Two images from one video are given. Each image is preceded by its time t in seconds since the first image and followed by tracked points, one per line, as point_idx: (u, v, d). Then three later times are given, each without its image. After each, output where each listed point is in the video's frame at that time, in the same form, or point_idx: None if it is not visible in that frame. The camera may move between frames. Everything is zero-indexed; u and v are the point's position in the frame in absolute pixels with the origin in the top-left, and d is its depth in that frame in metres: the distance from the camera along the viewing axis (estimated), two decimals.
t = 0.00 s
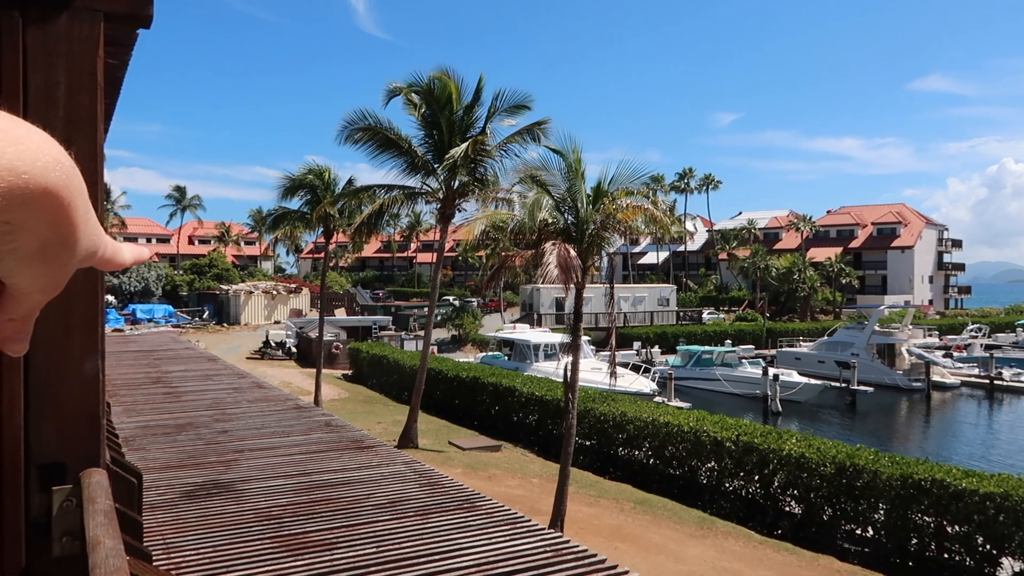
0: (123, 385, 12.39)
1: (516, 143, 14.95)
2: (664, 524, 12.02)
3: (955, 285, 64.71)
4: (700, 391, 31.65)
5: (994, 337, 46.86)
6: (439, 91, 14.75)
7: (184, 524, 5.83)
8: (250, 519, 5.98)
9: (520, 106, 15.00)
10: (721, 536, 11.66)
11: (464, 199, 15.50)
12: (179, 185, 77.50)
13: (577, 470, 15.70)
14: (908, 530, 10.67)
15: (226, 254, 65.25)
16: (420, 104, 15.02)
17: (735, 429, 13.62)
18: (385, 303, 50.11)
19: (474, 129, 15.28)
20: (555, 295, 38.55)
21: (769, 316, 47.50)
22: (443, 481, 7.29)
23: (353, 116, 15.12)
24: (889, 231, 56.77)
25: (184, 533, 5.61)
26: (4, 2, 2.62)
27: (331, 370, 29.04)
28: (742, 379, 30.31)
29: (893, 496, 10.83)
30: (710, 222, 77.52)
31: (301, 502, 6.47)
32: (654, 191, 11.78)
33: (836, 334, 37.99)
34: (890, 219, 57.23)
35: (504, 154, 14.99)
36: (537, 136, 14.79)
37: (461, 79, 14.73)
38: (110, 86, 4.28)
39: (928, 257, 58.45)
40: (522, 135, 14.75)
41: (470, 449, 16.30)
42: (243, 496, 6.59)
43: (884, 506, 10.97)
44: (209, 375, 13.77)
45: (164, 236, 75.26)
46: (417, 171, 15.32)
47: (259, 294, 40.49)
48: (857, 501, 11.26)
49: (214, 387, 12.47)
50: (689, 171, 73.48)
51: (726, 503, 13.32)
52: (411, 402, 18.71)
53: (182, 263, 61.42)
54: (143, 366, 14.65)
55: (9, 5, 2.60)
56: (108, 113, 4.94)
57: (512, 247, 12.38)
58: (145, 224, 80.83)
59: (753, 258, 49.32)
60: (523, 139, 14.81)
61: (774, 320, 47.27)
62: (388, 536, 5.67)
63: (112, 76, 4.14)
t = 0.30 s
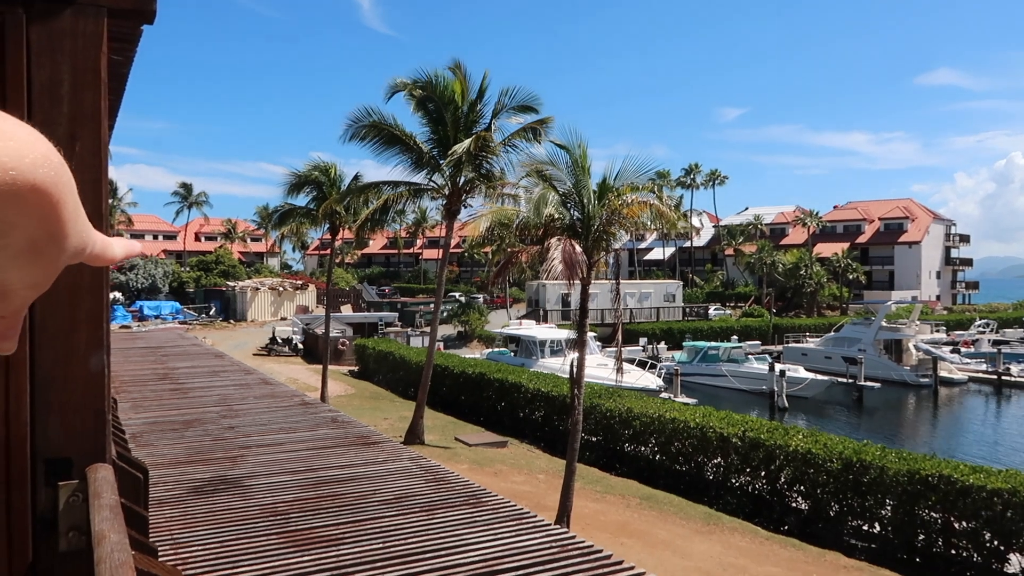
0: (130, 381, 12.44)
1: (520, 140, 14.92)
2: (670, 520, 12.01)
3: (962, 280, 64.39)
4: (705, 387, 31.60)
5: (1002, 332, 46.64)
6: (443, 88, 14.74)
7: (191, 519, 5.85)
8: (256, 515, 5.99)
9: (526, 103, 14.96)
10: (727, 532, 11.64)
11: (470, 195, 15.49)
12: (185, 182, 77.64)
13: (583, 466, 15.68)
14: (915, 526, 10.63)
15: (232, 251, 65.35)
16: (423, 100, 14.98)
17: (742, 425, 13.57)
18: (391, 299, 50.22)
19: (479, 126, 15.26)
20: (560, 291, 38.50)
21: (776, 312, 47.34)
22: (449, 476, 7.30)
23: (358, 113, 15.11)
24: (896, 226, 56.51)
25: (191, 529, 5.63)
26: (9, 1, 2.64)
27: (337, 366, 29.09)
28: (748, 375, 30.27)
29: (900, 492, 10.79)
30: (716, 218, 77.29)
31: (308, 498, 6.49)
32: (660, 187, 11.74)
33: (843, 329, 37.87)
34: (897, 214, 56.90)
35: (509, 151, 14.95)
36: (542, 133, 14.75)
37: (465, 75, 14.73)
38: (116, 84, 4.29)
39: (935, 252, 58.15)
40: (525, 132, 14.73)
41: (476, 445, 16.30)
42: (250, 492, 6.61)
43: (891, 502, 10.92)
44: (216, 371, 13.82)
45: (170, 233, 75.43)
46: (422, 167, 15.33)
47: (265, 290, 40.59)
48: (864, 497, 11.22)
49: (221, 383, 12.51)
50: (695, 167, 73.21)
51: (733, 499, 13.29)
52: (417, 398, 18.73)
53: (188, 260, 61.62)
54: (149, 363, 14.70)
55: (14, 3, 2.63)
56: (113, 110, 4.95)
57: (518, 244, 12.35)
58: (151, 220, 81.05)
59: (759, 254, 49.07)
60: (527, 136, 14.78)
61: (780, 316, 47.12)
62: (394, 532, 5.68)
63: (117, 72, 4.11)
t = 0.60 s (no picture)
0: (137, 375, 12.50)
1: (526, 136, 14.90)
2: (675, 515, 12.01)
3: (970, 276, 64.02)
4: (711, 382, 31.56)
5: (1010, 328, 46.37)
6: (448, 83, 14.78)
7: (198, 512, 5.89)
8: (263, 508, 6.03)
9: (533, 100, 14.95)
10: (732, 528, 11.64)
11: (476, 190, 15.49)
12: (192, 177, 77.79)
13: (589, 461, 15.70)
14: (921, 522, 10.60)
15: (239, 246, 65.54)
16: (429, 95, 14.96)
17: (748, 421, 13.55)
18: (397, 294, 50.26)
19: (485, 121, 15.24)
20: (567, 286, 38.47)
21: (782, 307, 47.17)
22: (454, 471, 7.31)
23: (364, 109, 15.13)
24: (904, 222, 56.18)
25: (197, 521, 5.67)
26: None
27: (344, 360, 29.16)
28: (754, 370, 30.21)
29: (906, 488, 10.76)
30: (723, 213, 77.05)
31: (314, 492, 6.52)
32: (666, 181, 11.70)
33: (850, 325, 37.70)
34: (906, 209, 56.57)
35: (515, 147, 14.93)
36: (548, 128, 14.73)
37: (470, 70, 14.73)
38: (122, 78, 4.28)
39: (943, 248, 57.82)
40: (530, 127, 14.69)
41: (482, 440, 16.34)
42: (256, 485, 6.64)
43: (897, 498, 10.90)
44: (223, 365, 13.88)
45: (177, 228, 75.65)
46: (429, 162, 15.33)
47: (272, 285, 40.72)
48: (870, 492, 11.20)
49: (228, 377, 12.56)
50: (702, 162, 72.90)
51: (738, 494, 13.28)
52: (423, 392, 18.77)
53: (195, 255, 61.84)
54: (156, 356, 14.76)
55: None
56: (120, 105, 4.95)
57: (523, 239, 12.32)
58: (159, 214, 81.24)
59: (766, 249, 48.87)
60: (532, 132, 14.74)
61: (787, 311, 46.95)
62: (399, 525, 5.70)
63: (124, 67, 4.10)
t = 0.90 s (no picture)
0: (141, 374, 12.53)
1: (529, 135, 14.88)
2: (679, 516, 11.99)
3: (974, 277, 63.87)
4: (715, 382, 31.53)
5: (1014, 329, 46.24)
6: (452, 82, 14.78)
7: (202, 511, 5.90)
8: (267, 507, 6.03)
9: (536, 100, 14.95)
10: (735, 528, 11.62)
11: (479, 189, 15.47)
12: (196, 176, 78.02)
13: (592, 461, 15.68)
14: (925, 523, 10.57)
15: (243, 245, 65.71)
16: (433, 95, 14.97)
17: (751, 421, 13.54)
18: (400, 293, 50.38)
19: (489, 121, 15.23)
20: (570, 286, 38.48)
21: (786, 308, 47.08)
22: (458, 471, 7.30)
23: (367, 109, 15.14)
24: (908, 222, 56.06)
25: (201, 520, 5.68)
26: None
27: (347, 360, 29.23)
28: (757, 371, 30.19)
29: (910, 489, 10.73)
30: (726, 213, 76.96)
31: (317, 491, 6.52)
32: (669, 181, 11.68)
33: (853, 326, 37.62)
34: (910, 210, 56.44)
35: (518, 146, 14.92)
36: (551, 127, 14.71)
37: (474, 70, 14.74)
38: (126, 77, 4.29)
39: (947, 248, 57.70)
40: (533, 126, 14.65)
41: (485, 440, 16.34)
42: (259, 484, 6.66)
43: (901, 499, 10.86)
44: (226, 364, 13.91)
45: (182, 227, 75.87)
46: (432, 161, 15.32)
47: (275, 284, 40.80)
48: (874, 494, 11.16)
49: (231, 377, 12.58)
50: (706, 162, 72.82)
51: (741, 495, 13.27)
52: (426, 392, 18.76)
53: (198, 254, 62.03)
54: (161, 355, 14.80)
55: None
56: (124, 104, 4.95)
57: (527, 238, 12.26)
58: (163, 213, 81.44)
59: (769, 249, 48.80)
60: (535, 131, 14.72)
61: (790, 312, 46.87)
62: (402, 525, 5.70)
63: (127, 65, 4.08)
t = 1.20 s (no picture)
0: (146, 386, 12.55)
1: (533, 145, 14.92)
2: (684, 528, 11.91)
3: (980, 287, 63.69)
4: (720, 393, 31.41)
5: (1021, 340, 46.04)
6: (456, 95, 14.83)
7: (205, 524, 5.88)
8: (270, 520, 6.01)
9: (539, 111, 15.03)
10: (741, 541, 11.54)
11: (483, 201, 15.50)
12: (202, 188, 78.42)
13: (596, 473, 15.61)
14: (933, 535, 10.48)
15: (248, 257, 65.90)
16: (437, 107, 15.04)
17: (756, 432, 13.48)
18: (405, 304, 50.40)
19: (492, 132, 15.31)
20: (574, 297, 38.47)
21: (791, 319, 46.94)
22: (461, 483, 7.28)
23: (372, 121, 15.23)
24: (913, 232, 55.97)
25: (205, 533, 5.67)
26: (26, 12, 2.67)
27: (351, 372, 29.25)
28: (762, 382, 30.09)
29: (917, 501, 10.64)
30: (730, 224, 76.95)
31: (320, 503, 6.50)
32: (672, 192, 11.71)
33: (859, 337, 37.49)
34: (914, 220, 56.36)
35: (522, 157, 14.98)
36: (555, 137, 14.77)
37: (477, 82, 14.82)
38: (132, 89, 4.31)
39: (952, 259, 57.57)
40: (537, 137, 14.71)
41: (489, 452, 16.29)
42: (263, 497, 6.65)
43: (907, 511, 10.77)
44: (231, 376, 13.92)
45: (187, 238, 76.14)
46: (436, 172, 15.37)
47: (280, 296, 40.89)
48: (881, 505, 11.07)
49: (236, 388, 12.59)
50: (710, 173, 72.93)
51: (747, 507, 13.18)
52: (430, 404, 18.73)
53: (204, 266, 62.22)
54: (166, 367, 14.82)
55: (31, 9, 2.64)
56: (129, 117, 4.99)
57: (529, 249, 12.24)
58: (169, 226, 81.75)
59: (774, 260, 48.71)
60: (540, 141, 14.76)
61: (795, 322, 46.73)
62: (405, 538, 5.67)
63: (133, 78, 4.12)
